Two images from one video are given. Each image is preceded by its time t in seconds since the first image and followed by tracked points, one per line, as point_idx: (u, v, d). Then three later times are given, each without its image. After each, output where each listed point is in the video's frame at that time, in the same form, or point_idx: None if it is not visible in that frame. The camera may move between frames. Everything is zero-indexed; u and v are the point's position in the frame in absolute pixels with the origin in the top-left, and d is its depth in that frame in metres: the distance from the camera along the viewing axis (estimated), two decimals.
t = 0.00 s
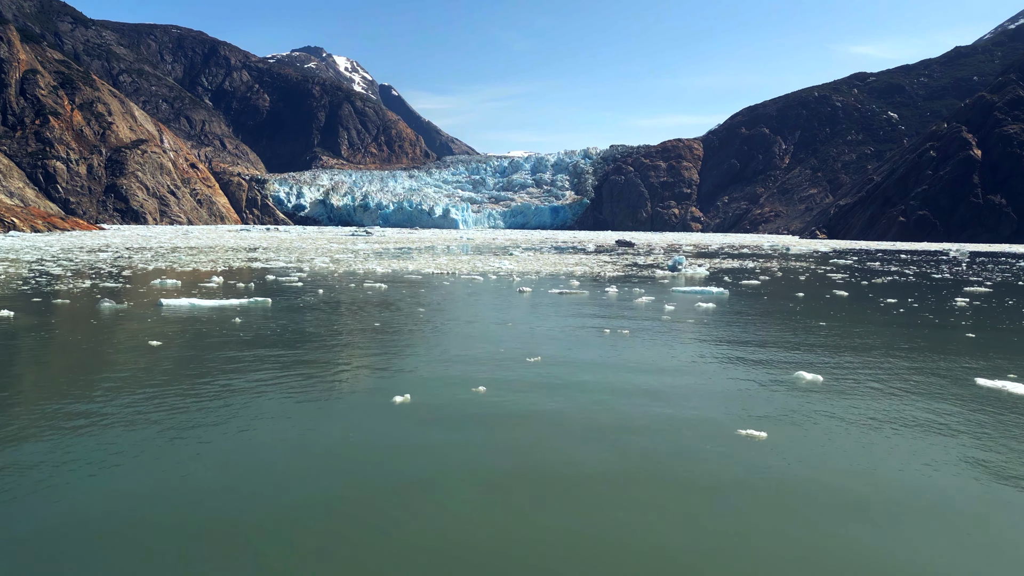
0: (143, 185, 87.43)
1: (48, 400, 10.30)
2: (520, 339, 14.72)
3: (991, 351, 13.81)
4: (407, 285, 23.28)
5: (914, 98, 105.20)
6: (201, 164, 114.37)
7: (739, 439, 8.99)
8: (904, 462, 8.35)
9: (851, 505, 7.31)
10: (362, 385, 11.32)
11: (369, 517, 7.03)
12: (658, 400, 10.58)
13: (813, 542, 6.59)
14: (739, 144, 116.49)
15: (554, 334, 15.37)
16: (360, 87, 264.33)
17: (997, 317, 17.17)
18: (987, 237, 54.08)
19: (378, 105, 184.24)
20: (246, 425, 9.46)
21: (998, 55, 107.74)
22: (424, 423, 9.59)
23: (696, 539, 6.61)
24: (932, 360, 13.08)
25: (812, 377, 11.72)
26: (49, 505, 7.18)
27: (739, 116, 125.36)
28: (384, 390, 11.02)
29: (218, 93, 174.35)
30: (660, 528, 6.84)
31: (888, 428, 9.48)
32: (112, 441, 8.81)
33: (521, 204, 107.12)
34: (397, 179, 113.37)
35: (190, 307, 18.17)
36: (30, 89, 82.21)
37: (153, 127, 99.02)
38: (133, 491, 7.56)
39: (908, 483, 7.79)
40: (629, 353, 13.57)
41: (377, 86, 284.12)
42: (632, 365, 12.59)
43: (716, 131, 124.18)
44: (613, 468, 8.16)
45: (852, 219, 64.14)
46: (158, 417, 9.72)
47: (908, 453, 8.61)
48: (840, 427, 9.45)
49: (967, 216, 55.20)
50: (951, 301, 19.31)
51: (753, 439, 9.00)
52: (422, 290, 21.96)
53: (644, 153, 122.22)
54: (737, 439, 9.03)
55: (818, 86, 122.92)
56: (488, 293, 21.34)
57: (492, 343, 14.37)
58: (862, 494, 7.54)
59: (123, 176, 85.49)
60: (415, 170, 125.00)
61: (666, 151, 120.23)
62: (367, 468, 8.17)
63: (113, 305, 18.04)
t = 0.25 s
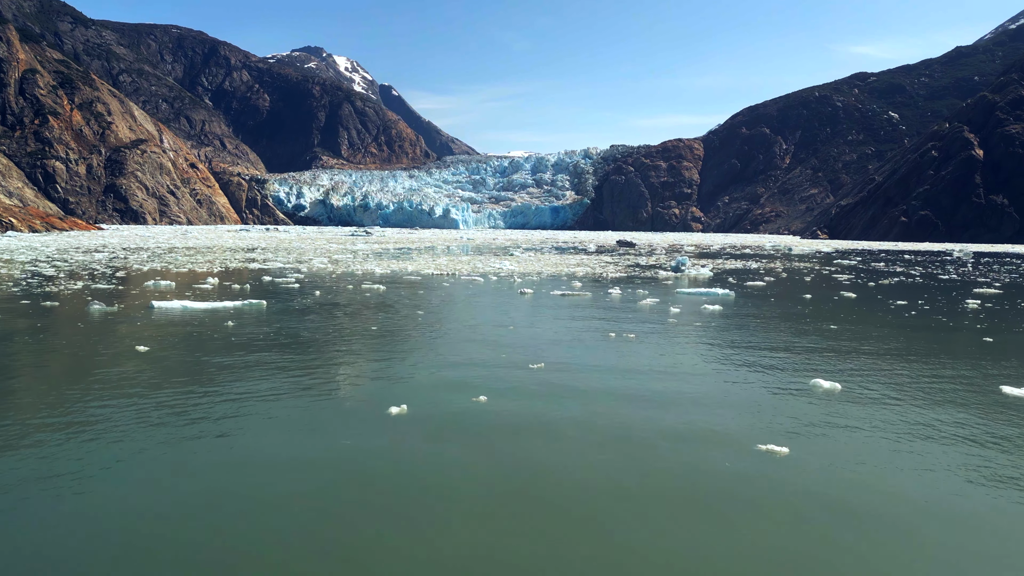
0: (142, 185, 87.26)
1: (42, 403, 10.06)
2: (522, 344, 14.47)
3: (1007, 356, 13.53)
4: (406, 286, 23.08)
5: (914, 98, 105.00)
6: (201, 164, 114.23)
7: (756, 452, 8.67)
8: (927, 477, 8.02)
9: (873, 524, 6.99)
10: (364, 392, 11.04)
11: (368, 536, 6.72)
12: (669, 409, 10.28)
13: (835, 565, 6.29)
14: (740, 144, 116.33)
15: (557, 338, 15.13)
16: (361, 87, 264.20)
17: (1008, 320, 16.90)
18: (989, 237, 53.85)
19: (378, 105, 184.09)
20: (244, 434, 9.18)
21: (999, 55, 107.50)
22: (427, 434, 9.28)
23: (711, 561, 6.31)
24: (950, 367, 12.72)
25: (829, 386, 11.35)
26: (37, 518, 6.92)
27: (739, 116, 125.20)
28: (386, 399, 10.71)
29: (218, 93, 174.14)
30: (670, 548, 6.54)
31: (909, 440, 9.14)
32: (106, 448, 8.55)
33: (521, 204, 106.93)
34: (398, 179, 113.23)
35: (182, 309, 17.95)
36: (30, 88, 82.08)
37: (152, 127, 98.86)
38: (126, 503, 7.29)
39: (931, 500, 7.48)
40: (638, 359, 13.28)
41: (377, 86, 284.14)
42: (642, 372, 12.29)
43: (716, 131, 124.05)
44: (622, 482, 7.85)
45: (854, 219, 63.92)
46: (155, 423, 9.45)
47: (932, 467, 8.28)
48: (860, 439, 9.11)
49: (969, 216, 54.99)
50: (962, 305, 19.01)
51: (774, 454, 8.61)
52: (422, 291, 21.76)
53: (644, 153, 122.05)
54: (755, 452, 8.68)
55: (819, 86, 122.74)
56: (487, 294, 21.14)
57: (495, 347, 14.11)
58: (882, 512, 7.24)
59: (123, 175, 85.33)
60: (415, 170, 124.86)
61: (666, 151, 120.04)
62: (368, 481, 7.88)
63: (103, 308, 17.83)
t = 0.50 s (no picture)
0: (142, 185, 87.07)
1: (39, 409, 9.94)
2: (530, 349, 14.23)
3: None
4: (406, 287, 22.88)
5: (916, 98, 104.71)
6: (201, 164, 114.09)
7: (775, 467, 8.28)
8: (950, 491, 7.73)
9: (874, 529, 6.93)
10: (368, 396, 10.87)
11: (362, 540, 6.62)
12: (678, 415, 10.10)
13: None
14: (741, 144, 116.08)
15: (566, 341, 14.90)
16: (361, 87, 264.08)
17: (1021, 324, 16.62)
18: (992, 237, 53.64)
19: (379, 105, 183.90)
20: (244, 441, 8.99)
21: (1001, 55, 107.20)
22: (430, 443, 9.03)
23: None
24: (971, 372, 12.45)
25: (850, 394, 10.98)
26: (32, 522, 6.91)
27: (740, 116, 124.95)
28: (389, 404, 10.54)
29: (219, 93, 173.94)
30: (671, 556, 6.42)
31: (928, 449, 8.89)
32: (104, 453, 8.49)
33: (522, 204, 106.68)
34: (398, 180, 113.02)
35: (174, 313, 17.68)
36: (29, 88, 81.93)
37: (152, 127, 98.66)
38: (120, 513, 7.13)
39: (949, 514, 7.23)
40: (649, 364, 13.04)
41: (378, 86, 284.15)
42: (650, 377, 12.07)
43: (717, 131, 123.77)
44: (626, 491, 7.68)
45: (856, 219, 63.68)
46: (153, 427, 9.37)
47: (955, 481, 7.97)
48: (871, 447, 8.96)
49: (971, 216, 54.78)
50: (976, 306, 18.78)
51: (798, 472, 8.17)
52: (422, 293, 21.57)
53: (645, 153, 121.81)
54: (775, 469, 8.26)
55: (820, 86, 122.49)
56: (488, 296, 20.95)
57: (502, 351, 13.92)
58: (889, 521, 7.10)
59: (123, 175, 85.15)
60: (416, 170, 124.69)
61: (667, 151, 119.78)
62: (367, 489, 7.73)
63: (93, 310, 17.57)
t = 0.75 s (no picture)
0: (142, 185, 86.86)
1: (36, 416, 9.76)
2: (535, 351, 14.12)
3: None
4: (406, 289, 22.67)
5: (916, 98, 104.59)
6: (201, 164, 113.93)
7: (798, 486, 7.87)
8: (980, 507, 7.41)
9: (889, 541, 6.76)
10: (372, 402, 10.69)
11: (362, 549, 6.48)
12: (687, 421, 9.95)
13: None
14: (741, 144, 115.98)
15: (570, 343, 14.82)
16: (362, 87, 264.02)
17: None
18: (994, 237, 53.42)
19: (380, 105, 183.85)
20: (246, 451, 8.74)
21: (1002, 55, 107.10)
22: (437, 454, 8.75)
23: None
24: (991, 378, 12.23)
25: (872, 404, 10.64)
26: (30, 529, 6.83)
27: (741, 116, 124.85)
28: (394, 409, 10.39)
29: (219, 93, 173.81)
30: (681, 570, 6.25)
31: (949, 460, 8.62)
32: (104, 457, 8.44)
33: (523, 204, 106.56)
34: (398, 180, 112.89)
35: (166, 315, 17.44)
36: (29, 88, 81.81)
37: (152, 127, 98.49)
38: (118, 527, 6.91)
39: (982, 533, 6.90)
40: (657, 367, 12.91)
41: (379, 86, 284.34)
42: (656, 380, 11.97)
43: (717, 131, 123.66)
44: (642, 506, 7.40)
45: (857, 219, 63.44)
46: (154, 431, 9.32)
47: (986, 496, 7.63)
48: (884, 454, 8.78)
49: (974, 216, 54.55)
50: (988, 308, 18.58)
51: (826, 492, 7.73)
52: (422, 294, 21.37)
53: (645, 153, 121.70)
54: (803, 488, 7.81)
55: (821, 86, 122.40)
56: (488, 298, 20.74)
57: (508, 353, 13.82)
58: (902, 532, 6.92)
59: (122, 175, 84.96)
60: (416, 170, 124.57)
61: (667, 151, 119.65)
62: (370, 497, 7.59)
63: (83, 313, 17.32)
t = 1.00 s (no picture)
0: (141, 185, 86.60)
1: (32, 421, 9.54)
2: (541, 356, 13.92)
3: None
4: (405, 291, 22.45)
5: (916, 99, 104.43)
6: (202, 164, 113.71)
7: (828, 510, 7.43)
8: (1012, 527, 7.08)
9: (912, 558, 6.54)
10: (377, 410, 10.42)
11: (368, 566, 6.27)
12: (701, 432, 9.66)
13: None
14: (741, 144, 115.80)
15: (577, 348, 14.61)
16: (362, 88, 263.77)
17: None
18: (996, 237, 53.20)
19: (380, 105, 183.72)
20: (247, 461, 8.48)
21: (1002, 55, 106.94)
22: (444, 465, 8.48)
23: None
24: (1011, 385, 11.98)
25: (893, 415, 10.35)
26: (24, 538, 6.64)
27: (741, 116, 124.70)
28: (399, 416, 10.17)
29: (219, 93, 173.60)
30: None
31: (977, 476, 8.30)
32: (102, 463, 8.28)
33: (523, 204, 106.42)
34: (399, 180, 112.72)
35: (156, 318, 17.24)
36: (28, 88, 81.68)
37: (152, 127, 98.27)
38: (110, 542, 6.65)
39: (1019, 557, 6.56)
40: (666, 373, 12.76)
41: (379, 87, 284.31)
42: (664, 387, 11.79)
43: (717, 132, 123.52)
44: (657, 526, 7.10)
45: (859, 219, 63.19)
46: (153, 437, 9.14)
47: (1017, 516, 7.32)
48: (902, 466, 8.57)
49: (975, 216, 54.31)
50: (1000, 311, 18.36)
51: (860, 517, 7.26)
52: (421, 296, 21.16)
53: (645, 153, 121.55)
54: (833, 513, 7.35)
55: (821, 86, 122.21)
56: (488, 300, 20.53)
57: (514, 359, 13.63)
58: (924, 548, 6.72)
59: (121, 176, 84.71)
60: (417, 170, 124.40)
61: (668, 151, 119.46)
62: (375, 512, 7.32)
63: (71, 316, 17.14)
